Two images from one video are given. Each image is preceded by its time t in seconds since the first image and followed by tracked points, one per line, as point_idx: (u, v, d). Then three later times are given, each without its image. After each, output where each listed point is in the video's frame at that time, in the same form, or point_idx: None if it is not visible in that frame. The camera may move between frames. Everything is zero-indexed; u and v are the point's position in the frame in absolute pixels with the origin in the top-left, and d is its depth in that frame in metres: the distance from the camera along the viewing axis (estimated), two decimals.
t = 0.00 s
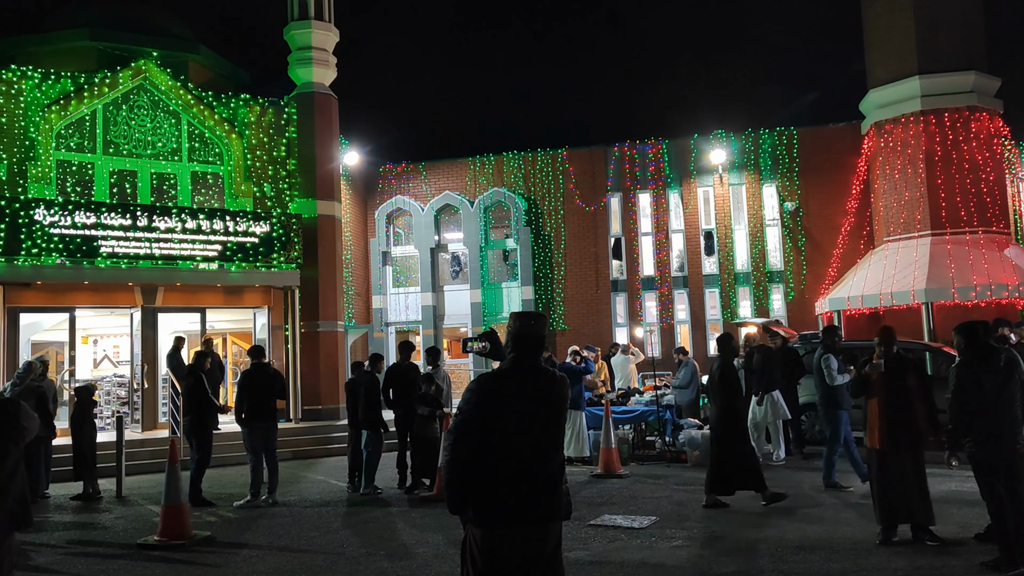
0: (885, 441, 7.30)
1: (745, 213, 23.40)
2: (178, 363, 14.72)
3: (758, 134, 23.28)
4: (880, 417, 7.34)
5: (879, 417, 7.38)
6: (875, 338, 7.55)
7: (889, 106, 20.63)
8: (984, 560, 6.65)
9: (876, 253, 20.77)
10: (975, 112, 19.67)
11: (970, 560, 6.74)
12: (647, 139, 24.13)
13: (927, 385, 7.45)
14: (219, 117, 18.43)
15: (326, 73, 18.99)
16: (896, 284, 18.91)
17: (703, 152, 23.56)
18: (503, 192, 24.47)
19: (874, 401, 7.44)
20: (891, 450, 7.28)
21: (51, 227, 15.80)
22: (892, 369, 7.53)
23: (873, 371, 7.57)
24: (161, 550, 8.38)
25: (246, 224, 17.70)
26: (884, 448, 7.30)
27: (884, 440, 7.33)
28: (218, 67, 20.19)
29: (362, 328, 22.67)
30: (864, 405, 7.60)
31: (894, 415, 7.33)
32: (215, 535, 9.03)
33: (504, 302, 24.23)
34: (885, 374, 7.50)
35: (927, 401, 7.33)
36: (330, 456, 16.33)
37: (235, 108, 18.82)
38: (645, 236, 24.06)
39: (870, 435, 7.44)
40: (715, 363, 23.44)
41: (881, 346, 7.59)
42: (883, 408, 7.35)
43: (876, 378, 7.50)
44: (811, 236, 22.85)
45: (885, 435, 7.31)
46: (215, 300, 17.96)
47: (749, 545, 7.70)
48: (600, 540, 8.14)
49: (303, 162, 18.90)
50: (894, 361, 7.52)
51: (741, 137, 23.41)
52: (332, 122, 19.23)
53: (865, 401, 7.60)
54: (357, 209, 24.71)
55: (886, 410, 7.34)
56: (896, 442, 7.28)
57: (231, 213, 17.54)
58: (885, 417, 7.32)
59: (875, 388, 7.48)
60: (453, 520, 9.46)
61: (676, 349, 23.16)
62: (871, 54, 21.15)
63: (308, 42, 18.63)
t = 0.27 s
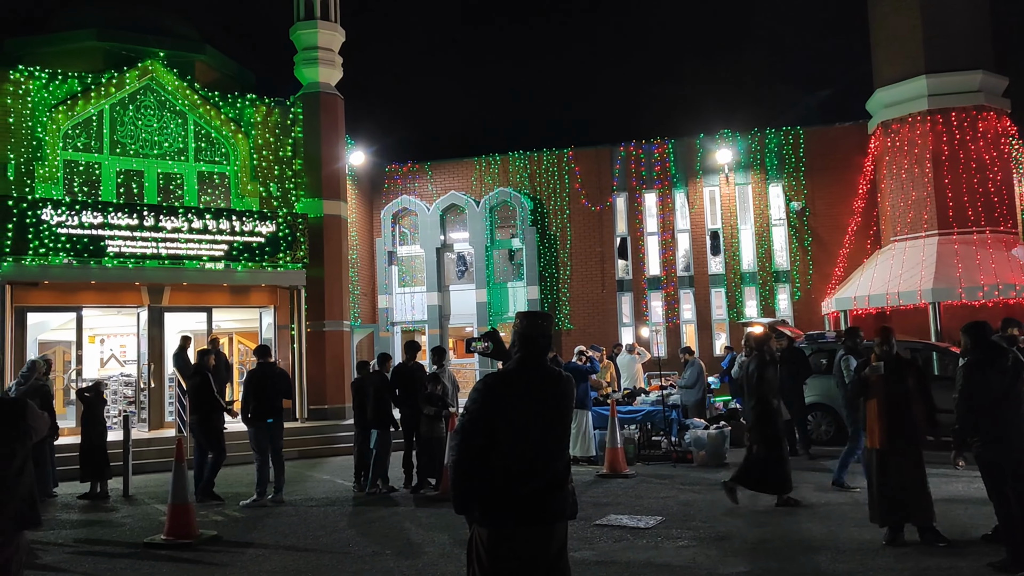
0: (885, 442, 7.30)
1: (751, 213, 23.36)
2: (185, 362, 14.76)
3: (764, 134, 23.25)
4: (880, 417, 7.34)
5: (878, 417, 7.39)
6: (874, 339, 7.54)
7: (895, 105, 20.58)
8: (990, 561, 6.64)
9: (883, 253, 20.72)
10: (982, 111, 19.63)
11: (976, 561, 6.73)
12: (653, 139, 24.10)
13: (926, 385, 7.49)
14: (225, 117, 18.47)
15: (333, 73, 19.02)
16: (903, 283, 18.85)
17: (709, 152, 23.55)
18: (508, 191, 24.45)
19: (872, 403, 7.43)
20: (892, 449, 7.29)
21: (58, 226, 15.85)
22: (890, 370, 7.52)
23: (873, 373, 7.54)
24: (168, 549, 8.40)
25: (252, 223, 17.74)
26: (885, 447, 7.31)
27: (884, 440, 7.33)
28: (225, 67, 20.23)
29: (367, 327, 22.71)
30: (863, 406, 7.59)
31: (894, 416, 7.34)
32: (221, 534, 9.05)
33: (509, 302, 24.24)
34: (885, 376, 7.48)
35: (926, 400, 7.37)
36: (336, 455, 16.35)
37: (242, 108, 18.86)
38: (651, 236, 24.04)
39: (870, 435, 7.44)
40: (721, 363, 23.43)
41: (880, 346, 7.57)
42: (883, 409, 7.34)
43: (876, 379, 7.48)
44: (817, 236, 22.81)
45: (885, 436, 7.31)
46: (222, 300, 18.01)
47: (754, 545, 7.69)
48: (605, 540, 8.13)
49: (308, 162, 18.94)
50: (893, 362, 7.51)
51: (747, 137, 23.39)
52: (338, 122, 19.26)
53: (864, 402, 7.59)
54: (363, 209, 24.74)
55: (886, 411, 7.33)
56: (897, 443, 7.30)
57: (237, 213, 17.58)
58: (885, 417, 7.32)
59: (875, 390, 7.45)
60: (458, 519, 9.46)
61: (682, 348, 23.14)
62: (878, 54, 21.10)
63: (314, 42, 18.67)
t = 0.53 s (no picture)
0: (891, 442, 7.26)
1: (758, 213, 23.32)
2: (192, 362, 14.79)
3: (771, 133, 23.21)
4: (884, 419, 7.29)
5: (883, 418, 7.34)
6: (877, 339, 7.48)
7: (903, 105, 20.52)
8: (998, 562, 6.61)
9: (890, 252, 20.66)
10: (990, 111, 19.55)
11: (983, 562, 6.70)
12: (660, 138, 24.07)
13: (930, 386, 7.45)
14: (232, 116, 18.51)
15: (339, 73, 19.04)
16: (910, 283, 18.78)
17: (716, 151, 23.52)
18: (514, 191, 24.49)
19: (877, 404, 7.38)
20: (896, 450, 7.26)
21: (66, 226, 15.91)
22: (895, 371, 7.46)
23: (878, 375, 7.46)
24: (174, 547, 8.42)
25: (259, 223, 17.77)
26: (890, 448, 7.26)
27: (890, 441, 7.28)
28: (232, 67, 20.26)
29: (373, 327, 22.73)
30: (867, 407, 7.53)
31: (898, 417, 7.30)
32: (228, 533, 9.08)
33: (516, 302, 24.25)
34: (890, 377, 7.41)
35: (930, 401, 7.34)
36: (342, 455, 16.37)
37: (249, 108, 18.90)
38: (657, 235, 24.02)
39: (874, 436, 7.39)
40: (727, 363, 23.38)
41: (883, 347, 7.51)
42: (887, 410, 7.29)
43: (880, 380, 7.42)
44: (824, 235, 22.76)
45: (891, 436, 7.27)
46: (229, 299, 18.05)
47: (761, 545, 7.68)
48: (612, 540, 8.12)
49: (315, 162, 18.97)
50: (897, 363, 7.45)
51: (754, 136, 23.34)
52: (344, 122, 19.28)
53: (868, 403, 7.54)
54: (369, 209, 24.77)
55: (890, 413, 7.29)
56: (902, 444, 7.26)
57: (244, 213, 17.62)
58: (890, 418, 7.28)
59: (879, 391, 7.38)
60: (465, 519, 9.47)
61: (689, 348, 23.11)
62: (886, 53, 21.04)
63: (321, 42, 18.69)
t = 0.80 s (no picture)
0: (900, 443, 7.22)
1: (765, 212, 23.27)
2: (199, 361, 14.83)
3: (778, 132, 23.17)
4: (892, 419, 7.26)
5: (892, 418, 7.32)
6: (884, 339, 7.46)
7: (911, 104, 20.46)
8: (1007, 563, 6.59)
9: (897, 252, 20.60)
10: (998, 110, 19.48)
11: (992, 562, 6.67)
12: (666, 137, 24.04)
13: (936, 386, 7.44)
14: (239, 116, 18.56)
15: (346, 72, 19.07)
16: (918, 283, 18.71)
17: (723, 151, 23.48)
18: (521, 190, 24.42)
19: (885, 405, 7.35)
20: (904, 450, 7.25)
21: (74, 226, 15.95)
22: (903, 371, 7.43)
23: (886, 375, 7.45)
24: (182, 546, 8.45)
25: (265, 223, 17.81)
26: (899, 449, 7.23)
27: (899, 441, 7.25)
28: (239, 67, 20.30)
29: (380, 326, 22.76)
30: (875, 408, 7.51)
31: (907, 418, 7.27)
32: (235, 532, 9.10)
33: (522, 301, 24.25)
34: (898, 378, 7.39)
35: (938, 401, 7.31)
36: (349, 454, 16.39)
37: (255, 108, 18.94)
38: (664, 235, 23.98)
39: (883, 436, 7.36)
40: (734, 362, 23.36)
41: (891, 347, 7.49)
42: (896, 410, 7.27)
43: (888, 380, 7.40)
44: (831, 235, 22.70)
45: (899, 437, 7.24)
46: (236, 299, 18.09)
47: (767, 545, 7.66)
48: (618, 540, 8.11)
49: (322, 162, 19.00)
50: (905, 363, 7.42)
51: (761, 135, 23.31)
52: (351, 121, 19.30)
53: (876, 404, 7.52)
54: (376, 208, 24.78)
55: (899, 414, 7.26)
56: (910, 444, 7.24)
57: (251, 212, 17.65)
58: (899, 419, 7.25)
59: (887, 392, 7.36)
60: (471, 518, 9.48)
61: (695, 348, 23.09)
62: (893, 52, 20.99)
63: (327, 42, 18.72)
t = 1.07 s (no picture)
0: (911, 443, 7.18)
1: (772, 211, 23.23)
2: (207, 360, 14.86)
3: (785, 131, 23.11)
4: (902, 420, 7.23)
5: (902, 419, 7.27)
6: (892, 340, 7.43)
7: (919, 102, 20.39)
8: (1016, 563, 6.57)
9: (905, 251, 20.54)
10: (1007, 108, 19.40)
11: (1001, 562, 6.66)
12: (673, 136, 24.00)
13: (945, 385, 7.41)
14: (246, 115, 18.60)
15: (352, 72, 19.10)
16: (926, 282, 18.65)
17: (730, 149, 23.43)
18: (528, 189, 24.48)
19: (894, 406, 7.30)
20: (914, 450, 7.18)
21: (82, 225, 15.99)
22: (913, 372, 7.38)
23: (896, 375, 7.39)
24: (190, 544, 8.47)
25: (272, 222, 17.84)
26: (909, 449, 7.18)
27: (909, 441, 7.20)
28: (246, 66, 20.33)
29: (386, 325, 22.78)
30: (883, 409, 7.47)
31: (916, 418, 7.24)
32: (243, 530, 9.13)
33: (529, 300, 24.26)
34: (907, 378, 7.33)
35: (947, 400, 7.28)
36: (355, 452, 16.41)
37: (262, 107, 18.97)
38: (670, 234, 23.93)
39: (893, 436, 7.32)
40: (741, 361, 23.31)
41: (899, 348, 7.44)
42: (905, 411, 7.23)
43: (897, 381, 7.36)
44: (838, 233, 22.64)
45: (909, 438, 7.19)
46: (243, 298, 18.12)
47: (774, 545, 7.64)
48: (625, 539, 8.10)
49: (328, 161, 19.03)
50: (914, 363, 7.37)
51: (768, 134, 23.25)
52: (357, 121, 19.32)
53: (884, 406, 7.47)
54: (382, 208, 24.78)
55: (908, 414, 7.22)
56: (921, 444, 7.19)
57: (258, 211, 17.69)
58: (908, 419, 7.21)
59: (896, 394, 7.31)
60: (477, 517, 9.49)
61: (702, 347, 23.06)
62: (901, 50, 20.94)
63: (334, 41, 18.75)
